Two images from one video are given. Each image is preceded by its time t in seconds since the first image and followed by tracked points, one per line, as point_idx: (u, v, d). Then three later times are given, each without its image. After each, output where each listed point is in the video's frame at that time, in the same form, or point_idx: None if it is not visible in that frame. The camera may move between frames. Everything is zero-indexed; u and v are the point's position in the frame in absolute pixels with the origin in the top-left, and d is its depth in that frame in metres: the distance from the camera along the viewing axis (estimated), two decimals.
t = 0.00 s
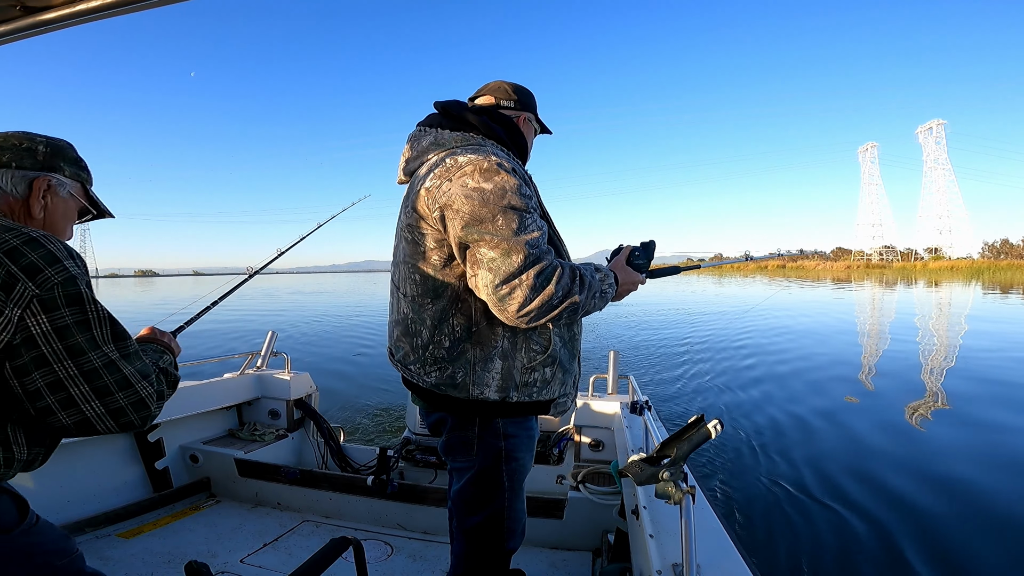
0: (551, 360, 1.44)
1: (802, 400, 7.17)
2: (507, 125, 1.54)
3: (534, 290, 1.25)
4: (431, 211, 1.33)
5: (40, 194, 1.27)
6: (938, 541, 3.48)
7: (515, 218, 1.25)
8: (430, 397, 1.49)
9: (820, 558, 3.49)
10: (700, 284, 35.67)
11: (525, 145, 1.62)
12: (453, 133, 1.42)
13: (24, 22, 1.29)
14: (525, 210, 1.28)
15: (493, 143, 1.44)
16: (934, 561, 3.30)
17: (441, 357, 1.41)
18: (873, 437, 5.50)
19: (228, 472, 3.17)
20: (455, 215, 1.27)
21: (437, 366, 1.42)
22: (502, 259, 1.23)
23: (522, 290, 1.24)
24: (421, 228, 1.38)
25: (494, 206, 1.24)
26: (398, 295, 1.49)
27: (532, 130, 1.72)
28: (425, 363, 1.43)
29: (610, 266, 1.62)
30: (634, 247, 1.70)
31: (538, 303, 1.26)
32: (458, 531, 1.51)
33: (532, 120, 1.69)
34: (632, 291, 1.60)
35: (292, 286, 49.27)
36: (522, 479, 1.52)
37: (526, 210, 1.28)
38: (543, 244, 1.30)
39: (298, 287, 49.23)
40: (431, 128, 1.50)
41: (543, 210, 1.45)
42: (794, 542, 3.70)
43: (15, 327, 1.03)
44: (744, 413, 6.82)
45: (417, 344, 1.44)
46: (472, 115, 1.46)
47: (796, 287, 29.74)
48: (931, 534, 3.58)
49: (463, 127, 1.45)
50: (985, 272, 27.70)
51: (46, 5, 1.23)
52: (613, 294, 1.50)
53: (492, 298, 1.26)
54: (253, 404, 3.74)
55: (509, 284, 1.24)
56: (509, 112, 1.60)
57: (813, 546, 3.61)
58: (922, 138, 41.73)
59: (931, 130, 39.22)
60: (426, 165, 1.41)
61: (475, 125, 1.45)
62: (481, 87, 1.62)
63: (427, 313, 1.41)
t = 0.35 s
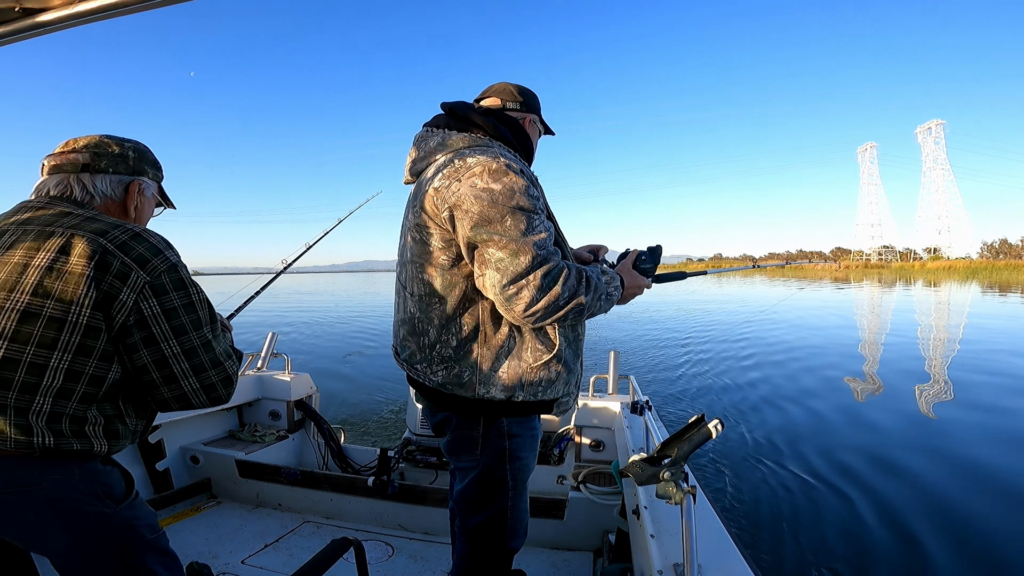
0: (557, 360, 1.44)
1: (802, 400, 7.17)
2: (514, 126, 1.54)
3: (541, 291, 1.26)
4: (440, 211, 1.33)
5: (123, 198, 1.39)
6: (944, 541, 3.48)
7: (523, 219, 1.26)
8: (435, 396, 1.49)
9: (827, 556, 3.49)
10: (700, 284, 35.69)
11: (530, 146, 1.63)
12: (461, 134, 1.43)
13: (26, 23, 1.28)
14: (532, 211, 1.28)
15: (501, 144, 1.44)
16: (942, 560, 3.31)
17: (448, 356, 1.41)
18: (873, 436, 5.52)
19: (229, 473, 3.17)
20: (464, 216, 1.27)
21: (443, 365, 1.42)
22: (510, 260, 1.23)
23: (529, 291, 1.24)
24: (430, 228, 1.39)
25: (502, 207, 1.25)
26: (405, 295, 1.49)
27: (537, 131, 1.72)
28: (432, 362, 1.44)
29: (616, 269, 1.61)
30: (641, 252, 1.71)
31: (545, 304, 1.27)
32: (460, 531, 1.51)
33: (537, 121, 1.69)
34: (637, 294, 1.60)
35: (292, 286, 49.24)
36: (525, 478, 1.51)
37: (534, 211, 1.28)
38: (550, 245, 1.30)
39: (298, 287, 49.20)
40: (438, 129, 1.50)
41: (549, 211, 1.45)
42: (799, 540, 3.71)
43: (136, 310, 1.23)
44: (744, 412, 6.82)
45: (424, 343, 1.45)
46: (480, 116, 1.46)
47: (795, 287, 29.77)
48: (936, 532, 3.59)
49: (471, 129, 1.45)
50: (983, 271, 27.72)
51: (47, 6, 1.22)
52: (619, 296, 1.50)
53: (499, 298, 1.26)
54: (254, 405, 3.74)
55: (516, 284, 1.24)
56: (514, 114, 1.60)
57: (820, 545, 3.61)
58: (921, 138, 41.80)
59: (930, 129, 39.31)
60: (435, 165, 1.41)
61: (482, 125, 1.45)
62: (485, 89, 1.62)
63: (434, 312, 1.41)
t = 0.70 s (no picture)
0: (554, 358, 1.43)
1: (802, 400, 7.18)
2: (510, 126, 1.54)
3: (536, 290, 1.26)
4: (436, 211, 1.33)
5: (131, 218, 1.60)
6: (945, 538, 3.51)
7: (518, 218, 1.26)
8: (434, 395, 1.49)
9: (830, 553, 3.52)
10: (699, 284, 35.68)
11: (527, 146, 1.63)
12: (457, 134, 1.43)
13: (24, 22, 1.28)
14: (527, 210, 1.28)
15: (497, 144, 1.44)
16: (944, 556, 3.33)
17: (445, 355, 1.41)
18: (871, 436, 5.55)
19: (228, 473, 3.17)
20: (459, 215, 1.27)
21: (441, 364, 1.42)
22: (505, 259, 1.24)
23: (524, 289, 1.24)
24: (427, 228, 1.40)
25: (497, 206, 1.25)
26: (402, 294, 1.49)
27: (534, 130, 1.72)
28: (429, 361, 1.44)
29: (613, 268, 1.61)
30: (639, 252, 1.71)
31: (540, 302, 1.27)
32: (460, 530, 1.51)
33: (534, 121, 1.69)
34: (635, 293, 1.60)
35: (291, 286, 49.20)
36: (523, 478, 1.51)
37: (530, 210, 1.28)
38: (545, 244, 1.30)
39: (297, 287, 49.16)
40: (435, 129, 1.50)
41: (545, 210, 1.45)
42: (802, 538, 3.73)
43: (172, 301, 1.44)
44: (743, 412, 6.83)
45: (422, 342, 1.45)
46: (476, 116, 1.46)
47: (794, 287, 29.78)
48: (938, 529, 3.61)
49: (467, 128, 1.46)
50: (983, 271, 27.73)
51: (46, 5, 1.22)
52: (616, 295, 1.50)
53: (495, 297, 1.27)
54: (254, 405, 3.74)
55: (511, 283, 1.24)
56: (511, 114, 1.60)
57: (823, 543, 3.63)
58: (921, 138, 41.83)
59: (929, 129, 39.43)
60: (431, 166, 1.42)
61: (478, 125, 1.45)
62: (483, 89, 1.62)
63: (431, 311, 1.42)
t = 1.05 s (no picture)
0: (552, 357, 1.43)
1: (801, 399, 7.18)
2: (506, 125, 1.54)
3: (532, 288, 1.26)
4: (432, 211, 1.33)
5: (157, 226, 1.84)
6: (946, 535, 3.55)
7: (514, 217, 1.26)
8: (432, 394, 1.49)
9: (833, 550, 3.55)
10: (699, 284, 35.68)
11: (523, 145, 1.63)
12: (453, 134, 1.43)
13: (23, 22, 1.28)
14: (523, 209, 1.28)
15: (493, 143, 1.44)
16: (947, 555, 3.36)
17: (442, 355, 1.41)
18: (870, 434, 5.58)
19: (228, 473, 3.17)
20: (455, 215, 1.27)
21: (438, 364, 1.42)
22: (501, 258, 1.24)
23: (520, 288, 1.25)
24: (423, 228, 1.40)
25: (492, 205, 1.25)
26: (399, 294, 1.49)
27: (530, 129, 1.72)
28: (427, 361, 1.44)
29: (609, 268, 1.61)
30: (633, 251, 1.68)
31: (537, 301, 1.26)
32: (459, 530, 1.51)
33: (529, 120, 1.69)
34: (631, 293, 1.60)
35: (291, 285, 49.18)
36: (522, 477, 1.50)
37: (525, 209, 1.28)
38: (541, 243, 1.31)
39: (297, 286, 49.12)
40: (431, 130, 1.50)
41: (541, 209, 1.45)
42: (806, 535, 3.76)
43: (193, 300, 1.65)
44: (743, 412, 6.84)
45: (419, 342, 1.45)
46: (472, 116, 1.47)
47: (794, 287, 29.79)
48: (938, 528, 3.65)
49: (462, 128, 1.46)
50: (982, 272, 27.76)
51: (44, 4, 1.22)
52: (612, 295, 1.50)
53: (491, 296, 1.26)
54: (254, 404, 3.73)
55: (507, 282, 1.24)
56: (507, 113, 1.59)
57: (825, 541, 3.67)
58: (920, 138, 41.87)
59: (928, 129, 39.49)
60: (426, 166, 1.42)
61: (473, 124, 1.45)
62: (478, 89, 1.62)
63: (427, 311, 1.42)
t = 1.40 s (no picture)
0: (551, 358, 1.43)
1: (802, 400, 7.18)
2: (504, 127, 1.54)
3: (534, 290, 1.26)
4: (432, 212, 1.33)
5: (187, 230, 2.10)
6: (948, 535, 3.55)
7: (514, 218, 1.26)
8: (430, 395, 1.49)
9: (837, 551, 3.55)
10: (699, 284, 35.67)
11: (521, 146, 1.62)
12: (452, 135, 1.43)
13: (23, 23, 1.28)
14: (523, 210, 1.28)
15: (492, 145, 1.44)
16: (950, 555, 3.37)
17: (442, 356, 1.41)
18: (869, 433, 5.63)
19: (229, 473, 3.17)
20: (456, 216, 1.27)
21: (438, 365, 1.42)
22: (503, 259, 1.24)
23: (521, 290, 1.25)
24: (422, 228, 1.40)
25: (493, 206, 1.25)
26: (397, 295, 1.49)
27: (527, 130, 1.71)
28: (426, 361, 1.44)
29: (608, 271, 1.61)
30: (635, 256, 1.69)
31: (538, 302, 1.26)
32: (458, 530, 1.50)
33: (527, 121, 1.68)
34: (630, 296, 1.60)
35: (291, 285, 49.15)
36: (522, 477, 1.50)
37: (525, 210, 1.28)
38: (542, 245, 1.30)
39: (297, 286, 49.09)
40: (430, 130, 1.50)
41: (540, 210, 1.45)
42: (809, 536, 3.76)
43: (224, 303, 1.96)
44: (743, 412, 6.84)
45: (418, 343, 1.45)
46: (470, 116, 1.47)
47: (793, 287, 29.78)
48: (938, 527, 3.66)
49: (462, 130, 1.46)
50: (981, 272, 27.76)
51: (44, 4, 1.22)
52: (612, 298, 1.50)
53: (492, 297, 1.26)
54: (254, 405, 3.73)
55: (509, 283, 1.24)
56: (504, 114, 1.59)
57: (829, 542, 3.67)
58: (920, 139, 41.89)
59: (927, 130, 39.50)
60: (426, 167, 1.42)
61: (472, 125, 1.45)
62: (476, 89, 1.62)
63: (427, 312, 1.42)
